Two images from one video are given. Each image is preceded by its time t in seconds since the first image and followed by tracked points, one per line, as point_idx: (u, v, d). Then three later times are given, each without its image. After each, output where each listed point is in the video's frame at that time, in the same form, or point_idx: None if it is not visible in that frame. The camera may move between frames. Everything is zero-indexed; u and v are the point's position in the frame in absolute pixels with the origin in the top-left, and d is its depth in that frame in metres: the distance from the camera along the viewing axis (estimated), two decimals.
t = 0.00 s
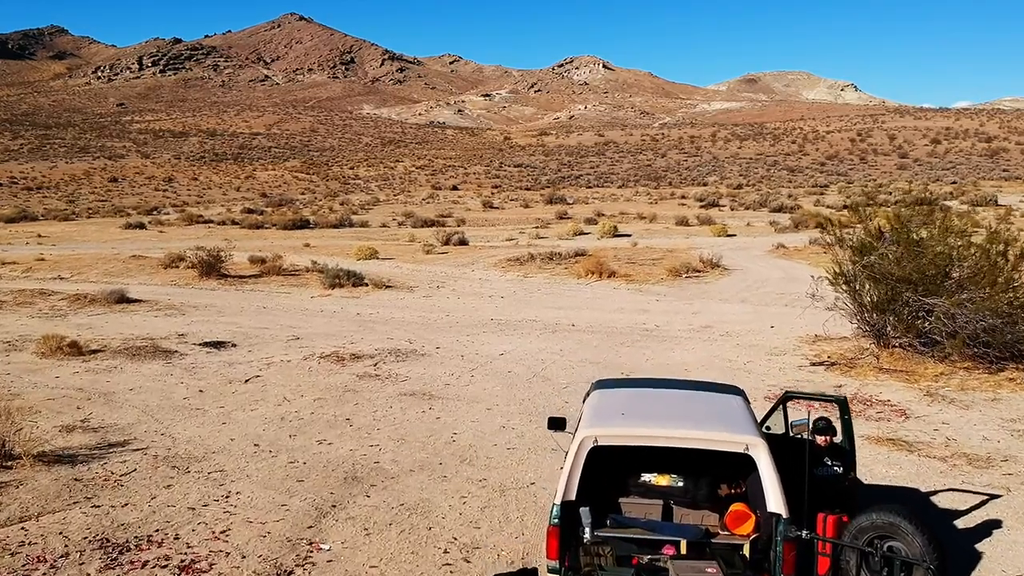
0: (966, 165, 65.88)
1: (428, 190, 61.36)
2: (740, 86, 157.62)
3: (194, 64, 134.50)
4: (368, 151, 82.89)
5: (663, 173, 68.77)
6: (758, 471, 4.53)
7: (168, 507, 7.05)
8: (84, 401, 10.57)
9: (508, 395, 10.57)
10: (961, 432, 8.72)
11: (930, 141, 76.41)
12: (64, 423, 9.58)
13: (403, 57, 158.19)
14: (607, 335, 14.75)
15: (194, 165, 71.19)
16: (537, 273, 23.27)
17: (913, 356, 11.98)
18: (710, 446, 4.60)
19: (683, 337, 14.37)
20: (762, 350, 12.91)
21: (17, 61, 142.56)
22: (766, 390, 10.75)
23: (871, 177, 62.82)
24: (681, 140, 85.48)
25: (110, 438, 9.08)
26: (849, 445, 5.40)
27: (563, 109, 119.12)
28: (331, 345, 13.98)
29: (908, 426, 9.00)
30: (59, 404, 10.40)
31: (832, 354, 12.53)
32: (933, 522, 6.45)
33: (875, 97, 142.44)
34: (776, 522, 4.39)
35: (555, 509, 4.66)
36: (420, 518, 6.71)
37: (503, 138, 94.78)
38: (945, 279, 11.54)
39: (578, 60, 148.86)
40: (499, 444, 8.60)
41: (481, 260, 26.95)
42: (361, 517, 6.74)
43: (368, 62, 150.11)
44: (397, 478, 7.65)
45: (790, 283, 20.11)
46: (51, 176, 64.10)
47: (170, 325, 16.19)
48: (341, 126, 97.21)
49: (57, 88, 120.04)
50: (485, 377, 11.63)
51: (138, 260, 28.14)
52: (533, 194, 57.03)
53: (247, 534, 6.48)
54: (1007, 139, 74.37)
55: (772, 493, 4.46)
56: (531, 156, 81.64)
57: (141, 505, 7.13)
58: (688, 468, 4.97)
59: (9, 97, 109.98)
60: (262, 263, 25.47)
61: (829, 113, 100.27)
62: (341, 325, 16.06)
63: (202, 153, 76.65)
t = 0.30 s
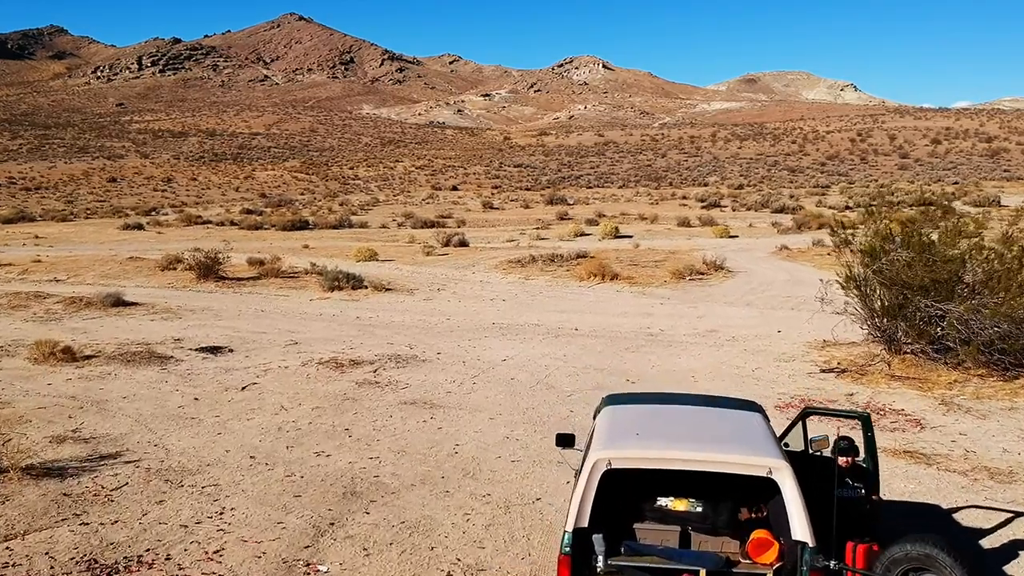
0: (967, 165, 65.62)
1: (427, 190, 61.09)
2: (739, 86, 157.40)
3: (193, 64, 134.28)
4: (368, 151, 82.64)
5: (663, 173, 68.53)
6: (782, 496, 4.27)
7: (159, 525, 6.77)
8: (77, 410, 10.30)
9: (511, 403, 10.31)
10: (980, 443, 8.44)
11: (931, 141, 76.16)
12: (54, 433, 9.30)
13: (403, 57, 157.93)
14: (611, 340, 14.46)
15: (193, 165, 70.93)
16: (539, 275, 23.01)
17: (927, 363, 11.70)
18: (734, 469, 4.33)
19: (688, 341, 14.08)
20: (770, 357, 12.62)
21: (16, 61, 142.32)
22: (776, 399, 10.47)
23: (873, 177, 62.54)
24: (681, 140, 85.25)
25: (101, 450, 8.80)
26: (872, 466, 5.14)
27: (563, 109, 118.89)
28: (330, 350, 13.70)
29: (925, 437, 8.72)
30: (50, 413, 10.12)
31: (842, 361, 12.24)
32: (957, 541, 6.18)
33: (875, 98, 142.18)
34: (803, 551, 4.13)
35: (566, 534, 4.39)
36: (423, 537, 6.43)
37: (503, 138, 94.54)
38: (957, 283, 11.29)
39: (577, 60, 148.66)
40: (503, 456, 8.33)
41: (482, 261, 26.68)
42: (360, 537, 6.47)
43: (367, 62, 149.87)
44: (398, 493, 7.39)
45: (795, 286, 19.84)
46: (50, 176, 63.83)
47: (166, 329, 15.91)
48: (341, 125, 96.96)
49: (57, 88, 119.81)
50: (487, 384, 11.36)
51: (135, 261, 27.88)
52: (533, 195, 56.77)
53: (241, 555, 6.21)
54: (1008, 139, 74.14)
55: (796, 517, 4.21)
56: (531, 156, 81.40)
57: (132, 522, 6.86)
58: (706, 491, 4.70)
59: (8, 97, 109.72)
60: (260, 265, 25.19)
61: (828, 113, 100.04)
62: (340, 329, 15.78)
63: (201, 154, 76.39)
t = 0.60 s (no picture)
0: (969, 166, 65.39)
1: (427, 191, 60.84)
2: (738, 86, 157.17)
3: (193, 64, 134.06)
4: (368, 151, 82.41)
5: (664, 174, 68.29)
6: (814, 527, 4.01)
7: (153, 546, 6.51)
8: (71, 420, 10.03)
9: (517, 414, 10.04)
10: (1004, 458, 8.16)
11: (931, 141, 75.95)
12: (47, 446, 9.03)
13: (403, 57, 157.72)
14: (616, 346, 14.18)
15: (193, 165, 70.66)
16: (542, 278, 22.76)
17: (943, 371, 11.40)
18: (761, 498, 4.07)
19: (695, 348, 13.79)
20: (781, 364, 12.34)
21: (16, 60, 142.05)
22: (789, 409, 10.18)
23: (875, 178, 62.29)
24: (681, 140, 85.01)
25: (95, 463, 8.52)
26: (902, 492, 4.86)
27: (563, 109, 118.68)
28: (329, 357, 13.41)
29: (946, 451, 8.44)
30: (43, 425, 9.85)
31: (855, 369, 11.97)
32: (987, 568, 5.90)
33: (875, 98, 141.97)
34: None
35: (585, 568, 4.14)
36: (428, 560, 6.16)
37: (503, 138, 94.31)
38: (973, 290, 11.04)
39: (577, 60, 148.44)
40: (510, 470, 8.05)
41: (483, 264, 26.41)
42: (363, 559, 6.20)
43: (367, 62, 149.65)
44: (402, 511, 7.10)
45: (802, 290, 19.56)
46: (49, 176, 63.53)
47: (163, 335, 15.62)
48: (340, 126, 96.73)
49: (57, 88, 119.55)
50: (492, 393, 11.08)
51: (133, 263, 27.62)
52: (534, 195, 56.55)
53: None
54: (1008, 139, 73.92)
55: (829, 547, 3.93)
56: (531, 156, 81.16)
57: (125, 543, 6.58)
58: (730, 520, 4.43)
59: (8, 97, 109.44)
60: (259, 267, 24.91)
61: (829, 113, 99.84)
62: (341, 335, 15.49)
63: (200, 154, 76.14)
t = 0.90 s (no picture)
0: (970, 166, 65.16)
1: (427, 191, 60.60)
2: (738, 86, 156.99)
3: (193, 64, 133.82)
4: (368, 151, 82.19)
5: (665, 174, 68.08)
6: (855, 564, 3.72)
7: (149, 571, 6.22)
8: (64, 432, 9.74)
9: (524, 425, 9.76)
10: None
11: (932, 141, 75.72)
12: (39, 459, 8.75)
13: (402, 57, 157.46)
14: (622, 353, 13.88)
15: (193, 166, 70.43)
16: (545, 281, 22.50)
17: (962, 380, 11.11)
18: (799, 534, 3.80)
19: (704, 354, 13.51)
20: (792, 372, 12.05)
21: (16, 60, 141.80)
22: (803, 420, 9.89)
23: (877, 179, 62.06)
24: (681, 140, 84.79)
25: (90, 478, 8.24)
26: (939, 517, 4.58)
27: (563, 109, 118.48)
28: (331, 365, 13.11)
29: (970, 466, 8.17)
30: (36, 436, 9.56)
31: (869, 377, 11.69)
32: None
33: (875, 99, 141.81)
34: None
35: None
36: None
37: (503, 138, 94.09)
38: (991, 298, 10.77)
39: (577, 60, 148.22)
40: (518, 488, 7.75)
41: (485, 266, 26.16)
42: None
43: (367, 62, 149.38)
44: (406, 531, 6.83)
45: (809, 294, 19.29)
46: (48, 176, 63.29)
47: (161, 341, 15.33)
48: (340, 126, 96.47)
49: (56, 88, 119.27)
50: (497, 403, 10.78)
51: (132, 266, 27.39)
52: (535, 196, 56.32)
53: None
54: (1009, 139, 73.71)
55: None
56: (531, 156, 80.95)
57: (120, 567, 6.30)
58: (761, 554, 4.15)
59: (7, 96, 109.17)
60: (258, 270, 24.63)
61: (829, 113, 99.62)
62: (342, 340, 15.21)
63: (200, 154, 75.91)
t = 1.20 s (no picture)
0: (972, 166, 64.87)
1: (427, 192, 60.30)
2: (738, 86, 156.71)
3: (192, 64, 133.51)
4: (368, 151, 81.90)
5: (666, 174, 67.78)
6: None
7: None
8: (54, 444, 9.41)
9: (531, 437, 9.44)
10: None
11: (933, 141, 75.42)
12: (28, 474, 8.45)
13: (402, 57, 157.15)
14: (628, 360, 13.56)
15: (192, 166, 70.14)
16: (548, 284, 22.19)
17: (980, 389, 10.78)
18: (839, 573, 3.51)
19: (712, 361, 13.18)
20: (805, 381, 11.72)
21: (15, 60, 141.55)
22: (818, 431, 9.57)
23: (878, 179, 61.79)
24: (682, 140, 84.50)
25: (81, 495, 7.93)
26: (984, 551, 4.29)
27: (563, 109, 118.20)
28: (330, 372, 12.78)
29: (995, 483, 7.85)
30: (26, 449, 9.24)
31: (883, 386, 11.39)
32: None
33: (874, 99, 141.56)
34: None
35: None
36: None
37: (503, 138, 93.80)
38: (1010, 306, 10.45)
39: (576, 60, 147.93)
40: (527, 505, 7.46)
41: (486, 268, 25.86)
42: None
43: (367, 62, 149.05)
44: (410, 554, 6.53)
45: (817, 298, 18.95)
46: (46, 176, 62.96)
47: (157, 346, 15.00)
48: (340, 126, 96.17)
49: (56, 88, 118.97)
50: (502, 413, 10.46)
51: (130, 268, 27.12)
52: (535, 196, 56.03)
53: None
54: (1010, 139, 73.45)
55: None
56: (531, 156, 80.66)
57: None
58: None
59: (6, 96, 108.88)
60: (257, 272, 24.32)
61: (829, 113, 99.33)
62: (341, 346, 14.89)
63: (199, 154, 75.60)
